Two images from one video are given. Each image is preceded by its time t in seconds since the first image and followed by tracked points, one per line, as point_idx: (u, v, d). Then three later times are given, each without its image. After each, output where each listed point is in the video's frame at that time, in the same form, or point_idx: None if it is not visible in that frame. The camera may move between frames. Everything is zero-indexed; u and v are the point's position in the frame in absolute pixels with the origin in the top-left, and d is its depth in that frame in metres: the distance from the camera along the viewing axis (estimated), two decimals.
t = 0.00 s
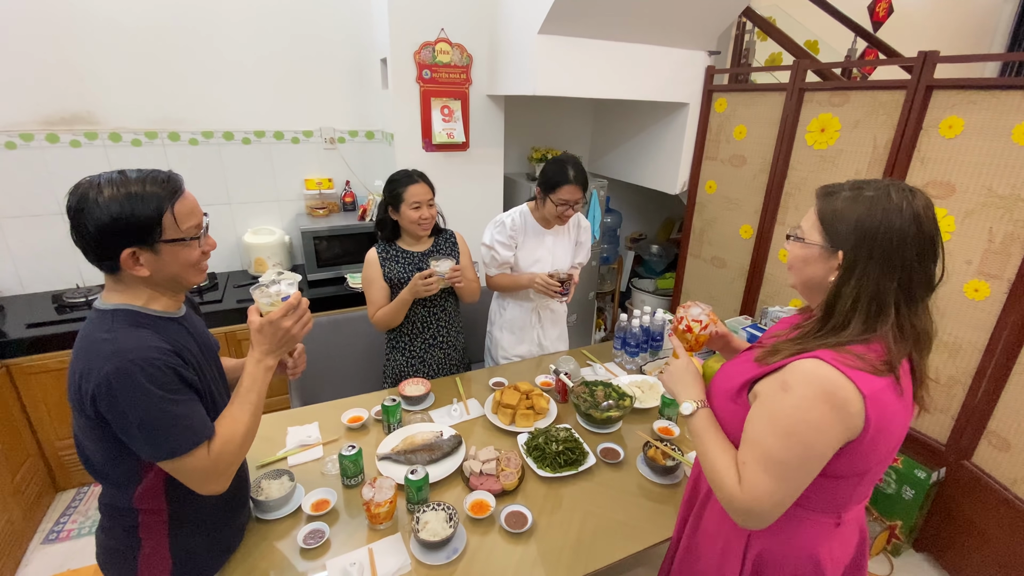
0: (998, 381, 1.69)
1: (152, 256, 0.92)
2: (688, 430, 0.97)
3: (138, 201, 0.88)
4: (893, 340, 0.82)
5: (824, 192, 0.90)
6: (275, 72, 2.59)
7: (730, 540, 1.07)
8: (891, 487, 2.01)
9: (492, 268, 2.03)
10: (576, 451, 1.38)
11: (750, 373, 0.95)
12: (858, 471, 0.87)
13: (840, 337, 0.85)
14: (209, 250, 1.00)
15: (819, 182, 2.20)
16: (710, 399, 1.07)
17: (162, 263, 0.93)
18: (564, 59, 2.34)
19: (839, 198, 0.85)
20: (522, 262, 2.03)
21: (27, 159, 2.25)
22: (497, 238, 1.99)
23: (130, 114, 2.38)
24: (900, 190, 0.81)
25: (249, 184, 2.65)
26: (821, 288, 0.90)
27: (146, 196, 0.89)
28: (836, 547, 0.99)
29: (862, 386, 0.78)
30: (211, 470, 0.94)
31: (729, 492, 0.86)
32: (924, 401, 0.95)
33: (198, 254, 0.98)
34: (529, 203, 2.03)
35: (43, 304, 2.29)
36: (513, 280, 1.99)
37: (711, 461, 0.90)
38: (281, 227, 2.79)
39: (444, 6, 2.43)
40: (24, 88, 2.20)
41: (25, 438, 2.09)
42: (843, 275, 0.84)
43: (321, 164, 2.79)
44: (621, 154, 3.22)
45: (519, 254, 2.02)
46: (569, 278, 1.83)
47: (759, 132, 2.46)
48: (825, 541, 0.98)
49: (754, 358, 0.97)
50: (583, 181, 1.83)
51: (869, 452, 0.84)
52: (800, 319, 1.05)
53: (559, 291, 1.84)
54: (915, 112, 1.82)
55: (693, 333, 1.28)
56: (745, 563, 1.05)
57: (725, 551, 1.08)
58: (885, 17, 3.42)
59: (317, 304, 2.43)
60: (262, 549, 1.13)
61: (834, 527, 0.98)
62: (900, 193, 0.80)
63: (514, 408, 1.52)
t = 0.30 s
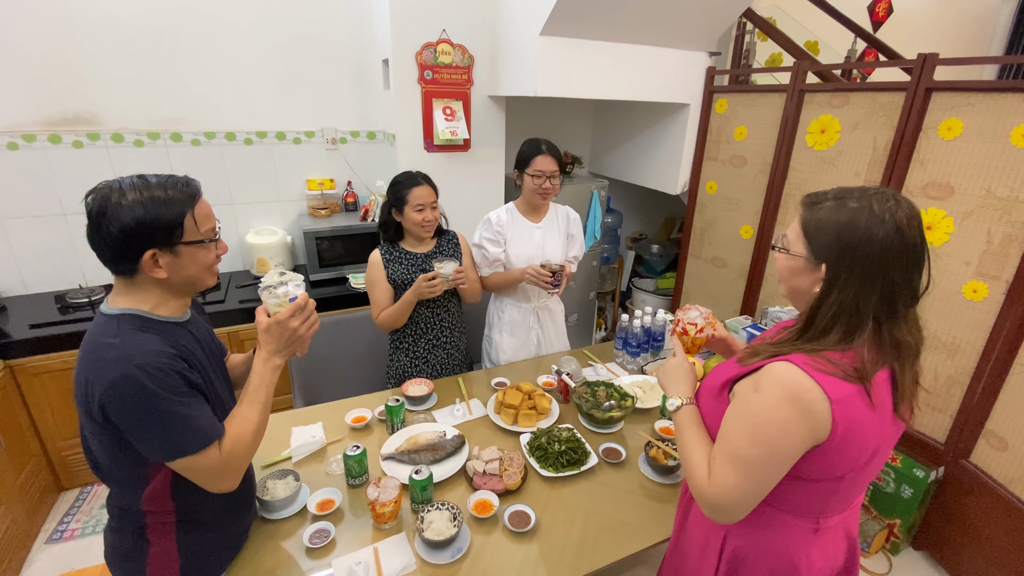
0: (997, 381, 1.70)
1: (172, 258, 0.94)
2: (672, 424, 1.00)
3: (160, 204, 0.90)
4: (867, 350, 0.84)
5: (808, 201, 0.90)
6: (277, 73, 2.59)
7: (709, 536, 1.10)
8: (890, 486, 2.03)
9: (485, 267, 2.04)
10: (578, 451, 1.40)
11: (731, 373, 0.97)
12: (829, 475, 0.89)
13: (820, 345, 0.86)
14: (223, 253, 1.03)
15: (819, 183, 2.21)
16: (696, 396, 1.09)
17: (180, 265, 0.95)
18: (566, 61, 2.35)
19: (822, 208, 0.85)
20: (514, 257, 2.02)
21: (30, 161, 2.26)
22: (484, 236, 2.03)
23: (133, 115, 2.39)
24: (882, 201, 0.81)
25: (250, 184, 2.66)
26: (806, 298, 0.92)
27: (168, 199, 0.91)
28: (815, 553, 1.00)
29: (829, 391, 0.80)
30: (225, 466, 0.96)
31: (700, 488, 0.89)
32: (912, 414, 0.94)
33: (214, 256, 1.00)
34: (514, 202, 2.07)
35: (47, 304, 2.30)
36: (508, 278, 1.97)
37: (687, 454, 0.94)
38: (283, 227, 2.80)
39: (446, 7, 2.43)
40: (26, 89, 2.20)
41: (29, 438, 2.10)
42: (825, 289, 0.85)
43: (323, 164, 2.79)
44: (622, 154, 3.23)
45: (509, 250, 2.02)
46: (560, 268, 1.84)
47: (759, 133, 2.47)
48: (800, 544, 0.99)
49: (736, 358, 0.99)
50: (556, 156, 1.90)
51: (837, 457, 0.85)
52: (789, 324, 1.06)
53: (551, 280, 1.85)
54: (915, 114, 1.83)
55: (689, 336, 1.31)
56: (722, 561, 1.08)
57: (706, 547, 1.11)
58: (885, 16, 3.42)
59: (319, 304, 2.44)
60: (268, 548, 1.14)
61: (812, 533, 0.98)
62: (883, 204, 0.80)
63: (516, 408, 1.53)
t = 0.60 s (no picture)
0: (995, 382, 1.71)
1: (177, 263, 0.94)
2: (664, 427, 1.02)
3: (185, 212, 0.93)
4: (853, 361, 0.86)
5: (801, 208, 0.92)
6: (278, 75, 2.60)
7: (699, 536, 1.11)
8: (889, 486, 2.04)
9: (482, 271, 2.06)
10: (579, 452, 1.41)
11: (723, 379, 0.99)
12: (818, 483, 0.90)
13: (806, 355, 0.88)
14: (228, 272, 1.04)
15: (818, 185, 2.22)
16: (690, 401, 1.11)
17: (183, 272, 0.96)
18: (567, 63, 2.36)
19: (814, 215, 0.87)
20: (509, 258, 2.03)
21: (33, 163, 2.27)
22: (480, 238, 2.04)
23: (135, 117, 2.40)
24: (872, 211, 0.82)
25: (252, 186, 2.67)
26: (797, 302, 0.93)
27: (194, 211, 0.94)
28: (802, 560, 1.01)
29: (817, 401, 0.81)
30: (235, 465, 0.98)
31: (687, 490, 0.91)
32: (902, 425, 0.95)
33: (218, 271, 1.01)
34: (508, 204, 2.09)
35: (50, 306, 2.31)
36: (501, 278, 1.98)
37: (677, 459, 0.96)
38: (284, 228, 2.81)
39: (448, 9, 2.44)
40: (29, 92, 2.21)
41: (34, 439, 2.12)
42: (810, 297, 0.87)
43: (324, 165, 2.80)
44: (622, 155, 3.24)
45: (506, 251, 2.03)
46: (554, 265, 1.84)
47: (759, 134, 2.47)
48: (789, 549, 1.00)
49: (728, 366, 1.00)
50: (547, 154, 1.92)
51: (827, 466, 0.87)
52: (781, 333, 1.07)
53: (545, 276, 1.85)
54: (914, 117, 1.84)
55: (685, 341, 1.33)
56: (711, 563, 1.10)
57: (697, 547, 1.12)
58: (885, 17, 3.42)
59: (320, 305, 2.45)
60: (273, 549, 1.16)
61: (800, 539, 1.00)
62: (872, 214, 0.82)
63: (518, 409, 1.54)
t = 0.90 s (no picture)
0: (991, 382, 1.73)
1: (170, 259, 0.95)
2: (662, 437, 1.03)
3: (168, 208, 0.94)
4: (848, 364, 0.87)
5: (790, 213, 0.93)
6: (279, 76, 2.61)
7: (697, 540, 1.12)
8: (886, 486, 2.05)
9: (482, 271, 2.07)
10: (579, 452, 1.42)
11: (719, 388, 1.01)
12: (819, 487, 0.91)
13: (802, 359, 0.89)
14: (229, 266, 1.04)
15: (816, 186, 2.23)
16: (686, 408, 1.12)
17: (179, 268, 0.96)
18: (566, 64, 2.37)
19: (803, 219, 0.88)
20: (512, 258, 2.04)
21: (34, 164, 2.28)
22: (480, 240, 2.05)
23: (136, 118, 2.40)
24: (859, 215, 0.83)
25: (253, 187, 2.68)
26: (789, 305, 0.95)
27: (178, 207, 0.95)
28: (800, 560, 1.03)
29: (819, 409, 0.82)
30: (238, 465, 0.99)
31: (690, 499, 0.91)
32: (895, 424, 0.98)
33: (217, 266, 1.01)
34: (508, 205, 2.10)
35: (51, 307, 2.32)
36: (501, 279, 2.00)
37: (678, 468, 0.96)
38: (284, 229, 2.81)
39: (448, 10, 2.45)
40: (30, 93, 2.22)
41: (36, 439, 2.13)
42: (801, 300, 0.88)
43: (324, 166, 2.81)
44: (621, 156, 3.25)
45: (507, 252, 2.04)
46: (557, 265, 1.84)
47: (758, 136, 2.49)
48: (788, 551, 1.02)
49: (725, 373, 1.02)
50: (545, 155, 1.93)
51: (828, 471, 0.88)
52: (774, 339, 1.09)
53: (548, 277, 1.85)
54: (912, 119, 1.85)
55: (680, 348, 1.31)
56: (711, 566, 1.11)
57: (695, 551, 1.13)
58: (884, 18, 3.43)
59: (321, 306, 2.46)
60: (277, 548, 1.17)
61: (799, 540, 1.01)
62: (860, 218, 0.83)
63: (518, 409, 1.55)
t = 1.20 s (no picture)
0: (989, 381, 1.74)
1: (180, 265, 0.96)
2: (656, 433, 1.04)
3: (178, 214, 0.94)
4: (843, 366, 0.88)
5: (788, 214, 0.94)
6: (279, 77, 2.62)
7: (696, 540, 1.12)
8: (884, 485, 2.06)
9: (486, 272, 2.09)
10: (578, 452, 1.43)
11: (716, 393, 1.01)
12: (814, 490, 0.92)
13: (798, 362, 0.90)
14: (235, 270, 1.05)
15: (815, 186, 2.24)
16: (681, 410, 1.13)
17: (188, 273, 0.97)
18: (565, 65, 2.37)
19: (800, 221, 0.89)
20: (515, 260, 2.04)
21: (35, 165, 2.28)
22: (483, 242, 2.06)
23: (137, 119, 2.41)
24: (855, 216, 0.84)
25: (254, 188, 2.69)
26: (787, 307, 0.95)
27: (188, 212, 0.95)
28: (797, 561, 1.04)
29: (812, 414, 0.83)
30: (240, 463, 1.00)
31: (681, 499, 0.92)
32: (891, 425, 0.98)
33: (224, 270, 1.02)
34: (510, 206, 2.10)
35: (52, 307, 2.33)
36: (506, 279, 2.01)
37: (671, 468, 0.97)
38: (285, 230, 2.82)
39: (448, 11, 2.46)
40: (32, 94, 2.22)
41: (37, 440, 2.13)
42: (797, 301, 0.89)
43: (325, 166, 2.82)
44: (621, 156, 3.26)
45: (510, 253, 2.04)
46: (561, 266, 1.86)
47: (757, 136, 2.49)
48: (785, 552, 1.03)
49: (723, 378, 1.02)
50: (547, 156, 1.93)
51: (822, 474, 0.89)
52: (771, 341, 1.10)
53: (551, 278, 1.87)
54: (909, 120, 1.86)
55: (676, 345, 1.31)
56: (709, 566, 1.12)
57: (693, 551, 1.13)
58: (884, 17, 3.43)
59: (321, 306, 2.47)
60: (277, 548, 1.17)
61: (795, 541, 1.02)
62: (855, 219, 0.84)
63: (517, 409, 1.56)
